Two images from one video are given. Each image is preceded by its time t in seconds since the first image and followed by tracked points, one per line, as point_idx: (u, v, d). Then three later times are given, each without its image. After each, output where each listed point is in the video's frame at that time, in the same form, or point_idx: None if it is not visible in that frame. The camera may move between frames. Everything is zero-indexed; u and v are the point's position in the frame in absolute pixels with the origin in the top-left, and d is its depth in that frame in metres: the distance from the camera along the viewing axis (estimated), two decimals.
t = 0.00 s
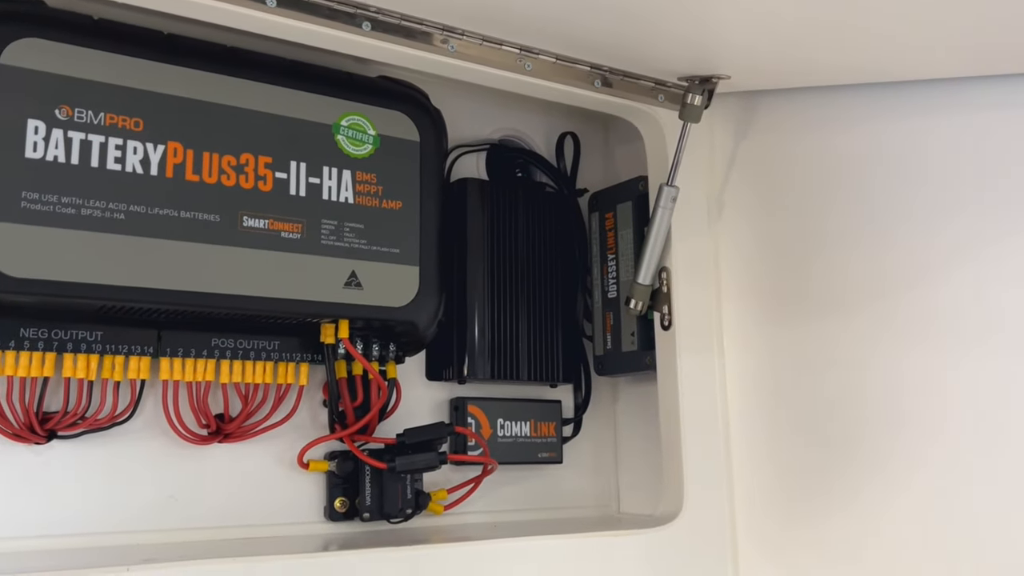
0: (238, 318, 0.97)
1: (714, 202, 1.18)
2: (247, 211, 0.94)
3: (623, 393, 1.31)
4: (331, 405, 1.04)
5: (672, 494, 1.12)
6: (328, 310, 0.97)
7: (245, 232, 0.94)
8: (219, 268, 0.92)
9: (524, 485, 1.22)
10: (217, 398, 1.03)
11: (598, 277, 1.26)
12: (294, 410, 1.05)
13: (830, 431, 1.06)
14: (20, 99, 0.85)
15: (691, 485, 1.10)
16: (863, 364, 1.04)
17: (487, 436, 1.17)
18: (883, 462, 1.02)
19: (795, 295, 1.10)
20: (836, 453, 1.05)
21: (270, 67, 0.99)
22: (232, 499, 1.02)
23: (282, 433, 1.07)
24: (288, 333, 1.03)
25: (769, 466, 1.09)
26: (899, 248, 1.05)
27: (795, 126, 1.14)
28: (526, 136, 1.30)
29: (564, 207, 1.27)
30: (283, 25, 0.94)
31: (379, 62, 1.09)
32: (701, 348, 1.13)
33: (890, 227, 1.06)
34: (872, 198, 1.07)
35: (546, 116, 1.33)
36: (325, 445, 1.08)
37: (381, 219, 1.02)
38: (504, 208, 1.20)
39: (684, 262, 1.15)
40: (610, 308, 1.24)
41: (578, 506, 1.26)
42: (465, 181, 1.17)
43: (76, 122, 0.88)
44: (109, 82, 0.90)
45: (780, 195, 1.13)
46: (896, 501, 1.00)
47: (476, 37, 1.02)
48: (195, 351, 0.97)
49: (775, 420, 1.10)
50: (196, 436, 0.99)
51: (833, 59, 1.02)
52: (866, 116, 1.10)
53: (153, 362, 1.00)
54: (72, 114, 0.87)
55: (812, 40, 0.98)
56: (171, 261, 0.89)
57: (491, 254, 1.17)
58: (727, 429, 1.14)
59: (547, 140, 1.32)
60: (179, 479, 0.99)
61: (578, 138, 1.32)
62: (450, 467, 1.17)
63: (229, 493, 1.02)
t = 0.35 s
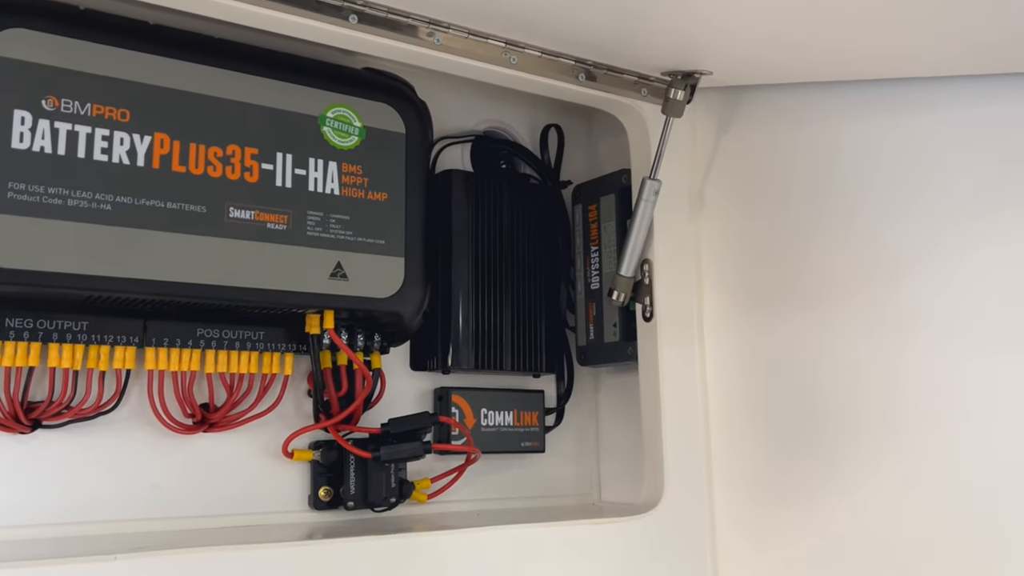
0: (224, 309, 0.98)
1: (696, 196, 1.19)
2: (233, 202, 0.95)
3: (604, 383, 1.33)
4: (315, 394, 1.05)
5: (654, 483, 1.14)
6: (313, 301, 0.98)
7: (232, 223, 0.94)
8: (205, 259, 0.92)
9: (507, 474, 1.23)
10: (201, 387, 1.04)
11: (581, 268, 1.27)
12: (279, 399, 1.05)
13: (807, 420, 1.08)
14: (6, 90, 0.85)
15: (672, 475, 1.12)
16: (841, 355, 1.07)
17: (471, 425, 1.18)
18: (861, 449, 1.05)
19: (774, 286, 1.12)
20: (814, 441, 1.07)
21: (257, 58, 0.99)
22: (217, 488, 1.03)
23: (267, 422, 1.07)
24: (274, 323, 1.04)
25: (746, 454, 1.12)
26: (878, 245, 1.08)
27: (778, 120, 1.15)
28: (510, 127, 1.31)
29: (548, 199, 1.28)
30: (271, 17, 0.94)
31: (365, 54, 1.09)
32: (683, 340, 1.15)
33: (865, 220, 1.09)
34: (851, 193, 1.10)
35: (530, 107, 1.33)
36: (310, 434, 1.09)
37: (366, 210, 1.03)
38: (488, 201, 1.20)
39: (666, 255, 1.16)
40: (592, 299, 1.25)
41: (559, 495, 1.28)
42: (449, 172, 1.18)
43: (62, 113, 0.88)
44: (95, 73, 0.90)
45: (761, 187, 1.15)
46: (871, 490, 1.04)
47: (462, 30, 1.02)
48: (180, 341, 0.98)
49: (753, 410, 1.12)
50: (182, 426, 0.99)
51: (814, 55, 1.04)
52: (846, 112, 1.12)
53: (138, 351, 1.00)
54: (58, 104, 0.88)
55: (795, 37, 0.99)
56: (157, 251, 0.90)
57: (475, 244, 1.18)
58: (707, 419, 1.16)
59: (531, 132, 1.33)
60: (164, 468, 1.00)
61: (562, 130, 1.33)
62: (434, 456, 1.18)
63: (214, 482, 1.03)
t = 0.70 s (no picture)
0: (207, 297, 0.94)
1: (696, 179, 1.17)
2: (215, 185, 0.91)
3: (599, 375, 1.29)
4: (301, 386, 1.01)
5: (651, 477, 1.11)
6: (299, 288, 0.94)
7: (214, 207, 0.91)
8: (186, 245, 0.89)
9: (500, 469, 1.20)
10: (183, 378, 1.00)
11: (576, 257, 1.24)
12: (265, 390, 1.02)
13: (808, 412, 1.06)
14: None
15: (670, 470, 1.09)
16: (843, 345, 1.05)
17: (463, 418, 1.15)
18: (865, 441, 1.02)
19: (775, 276, 1.10)
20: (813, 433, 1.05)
21: (241, 37, 0.96)
22: (200, 482, 0.99)
23: (252, 414, 1.04)
24: (258, 313, 1.01)
25: (748, 446, 1.09)
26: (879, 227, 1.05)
27: (779, 103, 1.12)
28: (503, 112, 1.27)
29: (542, 185, 1.24)
30: None
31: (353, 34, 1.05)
32: (683, 331, 1.12)
33: (868, 206, 1.06)
34: (855, 179, 1.07)
35: (524, 92, 1.30)
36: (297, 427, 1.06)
37: (354, 195, 0.99)
38: (480, 188, 1.17)
39: (664, 243, 1.13)
40: (588, 289, 1.22)
41: (553, 489, 1.24)
42: (440, 157, 1.15)
43: (36, 91, 0.84)
44: (70, 50, 0.86)
45: (761, 174, 1.12)
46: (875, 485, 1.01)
47: (454, 8, 0.99)
48: (161, 331, 0.95)
49: (752, 403, 1.10)
50: (164, 418, 0.96)
51: (818, 35, 1.00)
52: (849, 95, 1.09)
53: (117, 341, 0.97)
54: (32, 82, 0.84)
55: (798, 17, 0.96)
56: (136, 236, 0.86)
57: (467, 231, 1.15)
58: (705, 410, 1.13)
59: (524, 117, 1.30)
60: (144, 463, 0.96)
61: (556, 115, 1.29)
62: (424, 450, 1.15)
63: (197, 477, 0.99)
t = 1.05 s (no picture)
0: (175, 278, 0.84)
1: (719, 149, 1.07)
2: (182, 150, 0.81)
3: (609, 367, 1.19)
4: (281, 377, 0.91)
5: (670, 478, 1.01)
6: (276, 267, 0.84)
7: (181, 175, 0.80)
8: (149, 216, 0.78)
9: (502, 469, 1.10)
10: (148, 368, 0.90)
11: (585, 238, 1.14)
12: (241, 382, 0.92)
13: (841, 403, 0.97)
14: None
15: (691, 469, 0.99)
16: (885, 331, 0.95)
17: (461, 414, 1.05)
18: (904, 439, 0.93)
19: (806, 254, 1.00)
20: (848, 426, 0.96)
21: None
22: (169, 485, 0.89)
23: (228, 409, 0.94)
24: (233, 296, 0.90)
25: (777, 442, 1.00)
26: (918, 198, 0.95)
27: (809, 66, 1.02)
28: (504, 81, 1.18)
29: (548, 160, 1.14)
30: None
31: None
32: (706, 317, 1.03)
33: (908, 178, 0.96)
34: (896, 148, 0.97)
35: (527, 60, 1.20)
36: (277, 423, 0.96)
37: (340, 164, 0.89)
38: (479, 162, 1.07)
39: (683, 221, 1.03)
40: (598, 273, 1.12)
41: (560, 491, 1.14)
42: (436, 126, 1.04)
43: None
44: None
45: (790, 144, 1.03)
46: (918, 487, 0.92)
47: None
48: (124, 315, 0.84)
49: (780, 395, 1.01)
50: (127, 414, 0.86)
51: None
52: (888, 55, 0.99)
53: (74, 325, 0.86)
54: None
55: None
56: (92, 206, 0.76)
57: (465, 208, 1.05)
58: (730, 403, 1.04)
59: (527, 87, 1.20)
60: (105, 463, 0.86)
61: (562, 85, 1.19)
62: (419, 449, 1.05)
63: (165, 479, 0.89)
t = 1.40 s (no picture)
0: (103, 253, 0.69)
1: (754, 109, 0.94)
2: (109, 93, 0.66)
3: (628, 362, 1.04)
4: (239, 373, 0.76)
5: (702, 491, 0.87)
6: (224, 239, 0.69)
7: (106, 124, 0.66)
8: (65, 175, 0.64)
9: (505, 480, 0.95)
10: (78, 360, 0.75)
11: (600, 213, 0.99)
12: (191, 380, 0.77)
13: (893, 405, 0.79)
14: None
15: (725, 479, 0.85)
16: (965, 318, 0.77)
17: (456, 415, 0.90)
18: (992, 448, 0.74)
19: (859, 228, 0.83)
20: (906, 435, 0.77)
21: None
22: (102, 501, 0.74)
23: (177, 410, 0.79)
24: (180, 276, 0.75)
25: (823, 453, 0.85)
26: (964, 147, 0.74)
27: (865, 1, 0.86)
28: (505, 34, 1.03)
29: (558, 124, 0.99)
30: None
31: None
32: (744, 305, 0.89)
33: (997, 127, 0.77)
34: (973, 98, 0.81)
35: (533, 12, 1.05)
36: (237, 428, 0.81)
37: (307, 116, 0.74)
38: (478, 121, 0.92)
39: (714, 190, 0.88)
40: (615, 252, 0.96)
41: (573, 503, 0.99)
42: (426, 80, 0.89)
43: None
44: None
45: (838, 91, 0.85)
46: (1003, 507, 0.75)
47: None
48: (44, 298, 0.70)
49: (834, 391, 0.84)
50: (53, 418, 0.72)
51: None
52: None
53: None
54: None
55: None
56: None
57: (461, 175, 0.89)
58: (769, 402, 0.90)
59: (533, 42, 1.05)
60: (26, 474, 0.72)
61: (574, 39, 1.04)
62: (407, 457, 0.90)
63: (98, 493, 0.74)
